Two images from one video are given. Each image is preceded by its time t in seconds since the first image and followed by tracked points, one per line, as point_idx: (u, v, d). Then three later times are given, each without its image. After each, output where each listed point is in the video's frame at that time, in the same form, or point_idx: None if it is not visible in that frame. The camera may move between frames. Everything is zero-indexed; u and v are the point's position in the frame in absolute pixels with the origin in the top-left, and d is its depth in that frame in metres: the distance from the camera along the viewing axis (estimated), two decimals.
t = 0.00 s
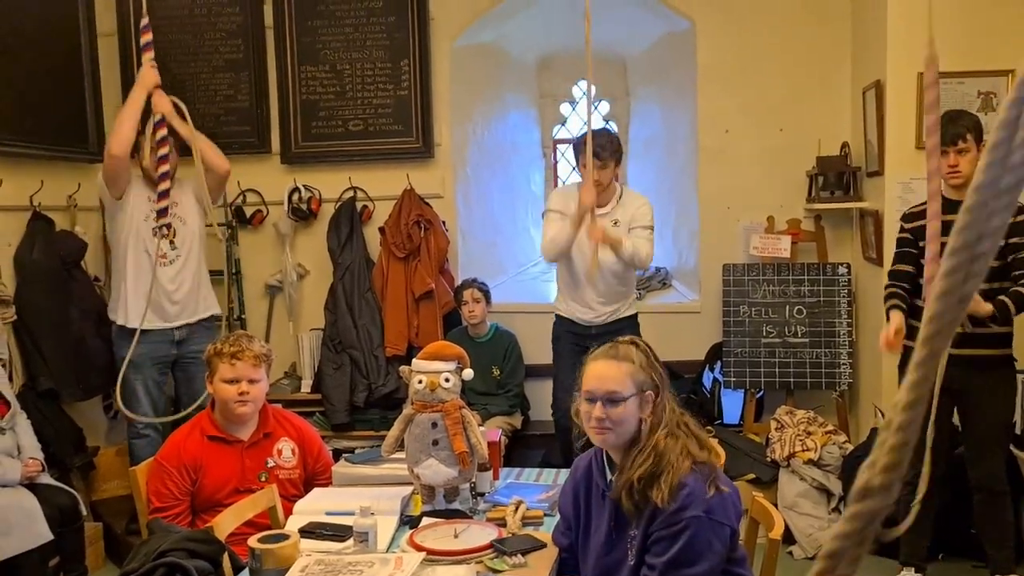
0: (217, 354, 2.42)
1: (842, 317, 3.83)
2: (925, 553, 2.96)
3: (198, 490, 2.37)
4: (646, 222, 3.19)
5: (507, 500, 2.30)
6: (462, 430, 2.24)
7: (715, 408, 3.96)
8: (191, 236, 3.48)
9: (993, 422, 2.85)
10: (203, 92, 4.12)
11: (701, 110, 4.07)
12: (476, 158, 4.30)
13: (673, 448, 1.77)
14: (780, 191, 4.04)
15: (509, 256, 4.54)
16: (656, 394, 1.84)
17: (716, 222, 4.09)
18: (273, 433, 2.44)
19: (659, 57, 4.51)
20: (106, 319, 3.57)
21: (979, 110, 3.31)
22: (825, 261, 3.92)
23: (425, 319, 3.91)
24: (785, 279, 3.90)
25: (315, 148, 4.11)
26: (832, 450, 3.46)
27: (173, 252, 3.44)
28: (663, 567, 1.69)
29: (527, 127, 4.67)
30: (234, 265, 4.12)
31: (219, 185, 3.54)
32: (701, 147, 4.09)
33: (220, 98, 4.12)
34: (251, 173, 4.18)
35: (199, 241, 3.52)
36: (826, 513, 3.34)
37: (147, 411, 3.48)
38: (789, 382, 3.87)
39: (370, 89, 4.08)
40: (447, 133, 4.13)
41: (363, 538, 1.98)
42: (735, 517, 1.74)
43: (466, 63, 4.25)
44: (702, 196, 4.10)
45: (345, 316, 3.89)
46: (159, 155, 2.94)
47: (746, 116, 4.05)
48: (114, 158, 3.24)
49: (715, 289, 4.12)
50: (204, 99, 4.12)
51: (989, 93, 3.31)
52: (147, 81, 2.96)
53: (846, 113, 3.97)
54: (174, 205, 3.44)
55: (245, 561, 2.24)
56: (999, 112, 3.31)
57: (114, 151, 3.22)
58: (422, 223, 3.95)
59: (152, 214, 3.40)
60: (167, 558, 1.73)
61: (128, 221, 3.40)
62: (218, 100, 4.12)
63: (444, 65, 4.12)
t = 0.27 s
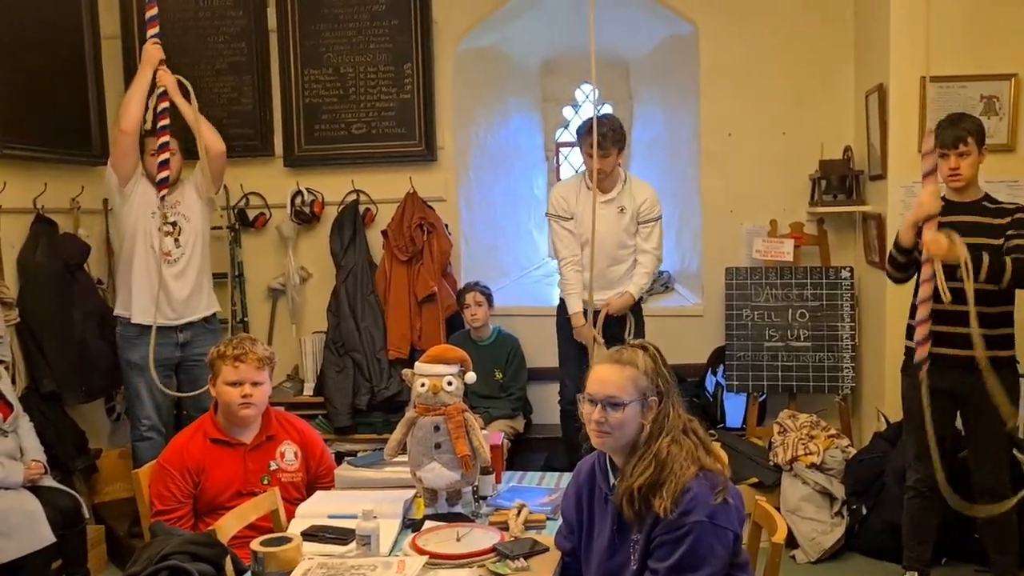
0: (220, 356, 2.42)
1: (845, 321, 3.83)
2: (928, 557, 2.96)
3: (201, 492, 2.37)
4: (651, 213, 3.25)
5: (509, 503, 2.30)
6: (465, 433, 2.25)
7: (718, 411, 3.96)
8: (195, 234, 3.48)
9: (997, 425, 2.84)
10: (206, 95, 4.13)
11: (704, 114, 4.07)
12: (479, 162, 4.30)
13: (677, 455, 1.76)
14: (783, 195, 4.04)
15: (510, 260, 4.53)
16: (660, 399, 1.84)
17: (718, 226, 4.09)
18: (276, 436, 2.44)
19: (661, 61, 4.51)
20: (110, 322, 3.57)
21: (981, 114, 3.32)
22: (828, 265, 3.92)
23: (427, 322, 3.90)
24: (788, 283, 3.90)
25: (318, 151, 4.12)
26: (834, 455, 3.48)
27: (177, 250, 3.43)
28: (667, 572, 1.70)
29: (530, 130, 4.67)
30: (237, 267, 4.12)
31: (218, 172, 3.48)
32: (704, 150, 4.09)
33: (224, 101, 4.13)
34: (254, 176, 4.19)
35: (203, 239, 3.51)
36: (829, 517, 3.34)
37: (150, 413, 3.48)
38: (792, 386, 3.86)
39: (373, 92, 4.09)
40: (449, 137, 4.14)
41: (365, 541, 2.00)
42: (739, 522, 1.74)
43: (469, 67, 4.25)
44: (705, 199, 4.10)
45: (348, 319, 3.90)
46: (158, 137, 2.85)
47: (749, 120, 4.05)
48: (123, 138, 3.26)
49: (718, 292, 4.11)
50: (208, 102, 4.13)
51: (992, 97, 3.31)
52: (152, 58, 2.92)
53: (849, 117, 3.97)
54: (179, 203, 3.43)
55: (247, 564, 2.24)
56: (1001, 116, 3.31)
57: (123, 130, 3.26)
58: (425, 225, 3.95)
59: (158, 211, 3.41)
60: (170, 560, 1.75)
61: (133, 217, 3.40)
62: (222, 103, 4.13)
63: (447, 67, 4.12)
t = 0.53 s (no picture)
0: (238, 360, 2.43)
1: (864, 325, 3.81)
2: (949, 563, 2.93)
3: (219, 495, 2.38)
4: (673, 204, 3.27)
5: (526, 507, 2.30)
6: (482, 437, 2.24)
7: (734, 415, 3.96)
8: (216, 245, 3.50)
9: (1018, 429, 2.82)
10: (224, 99, 4.15)
11: (721, 117, 4.06)
12: (495, 165, 4.30)
13: (697, 462, 1.76)
14: (801, 199, 4.02)
15: (527, 263, 4.48)
16: (679, 405, 1.83)
17: (736, 229, 4.08)
18: (293, 439, 2.45)
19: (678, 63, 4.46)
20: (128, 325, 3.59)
21: (1002, 116, 3.29)
22: (847, 268, 3.89)
23: (444, 326, 3.89)
24: (806, 287, 3.89)
25: (335, 155, 4.13)
26: (853, 460, 3.43)
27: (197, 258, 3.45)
28: None
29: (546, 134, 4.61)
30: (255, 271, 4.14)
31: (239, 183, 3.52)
32: (721, 154, 4.08)
33: (242, 105, 4.15)
34: (272, 180, 4.21)
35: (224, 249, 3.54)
36: (847, 523, 3.32)
37: (169, 415, 3.49)
38: (810, 390, 3.84)
39: (389, 97, 4.10)
40: (466, 141, 4.14)
41: (382, 545, 2.00)
42: (757, 529, 1.75)
43: (486, 71, 4.26)
44: (722, 203, 4.08)
45: (364, 322, 3.91)
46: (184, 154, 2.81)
47: (767, 123, 4.03)
48: (144, 154, 3.28)
49: (735, 296, 4.10)
50: (226, 106, 4.15)
51: (1013, 99, 3.29)
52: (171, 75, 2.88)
53: (867, 120, 3.95)
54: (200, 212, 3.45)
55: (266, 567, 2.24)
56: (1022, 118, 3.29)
57: (145, 147, 3.27)
58: (442, 229, 3.95)
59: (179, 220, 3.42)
60: (190, 562, 1.76)
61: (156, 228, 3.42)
62: (240, 107, 4.15)
63: (464, 72, 4.13)
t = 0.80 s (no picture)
0: (303, 361, 2.48)
1: (930, 328, 3.74)
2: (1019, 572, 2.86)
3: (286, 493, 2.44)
4: (730, 204, 3.25)
5: (586, 509, 2.32)
6: (542, 440, 2.27)
7: (796, 419, 3.99)
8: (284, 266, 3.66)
9: None
10: (288, 105, 4.24)
11: (781, 117, 4.02)
12: (553, 168, 4.32)
13: (758, 469, 1.75)
14: (864, 199, 3.96)
15: (589, 268, 4.48)
16: (740, 410, 1.82)
17: (797, 230, 4.03)
18: (356, 439, 2.51)
19: (737, 63, 4.41)
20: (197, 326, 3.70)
21: None
22: (912, 270, 3.82)
23: (504, 328, 3.92)
24: (870, 289, 3.82)
25: (395, 160, 4.19)
26: (919, 465, 3.34)
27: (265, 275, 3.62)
28: None
29: (606, 137, 4.56)
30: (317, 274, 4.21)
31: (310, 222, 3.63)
32: (781, 154, 4.04)
33: (306, 111, 4.23)
34: (334, 184, 4.28)
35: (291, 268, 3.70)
36: (913, 530, 3.26)
37: (236, 414, 3.57)
38: (874, 394, 3.79)
39: (449, 101, 4.14)
40: (524, 143, 4.17)
41: (444, 545, 2.03)
42: (820, 536, 1.74)
43: (545, 75, 4.28)
44: (783, 204, 4.04)
45: (424, 324, 3.97)
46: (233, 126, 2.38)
47: (829, 122, 3.98)
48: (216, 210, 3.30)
49: (796, 299, 4.05)
50: (290, 112, 4.23)
51: None
52: (248, 140, 2.62)
53: (933, 118, 3.88)
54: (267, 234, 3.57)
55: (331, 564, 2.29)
56: None
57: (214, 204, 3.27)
58: (501, 232, 3.98)
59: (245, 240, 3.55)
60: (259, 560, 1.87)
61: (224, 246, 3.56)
62: (304, 113, 4.23)
63: (523, 75, 4.16)
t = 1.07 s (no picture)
0: (399, 362, 2.53)
1: None
2: None
3: (382, 492, 2.47)
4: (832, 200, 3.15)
5: (682, 516, 2.30)
6: (637, 444, 2.25)
7: (898, 427, 3.82)
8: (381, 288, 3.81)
9: None
10: (382, 111, 4.32)
11: (882, 116, 3.91)
12: (646, 170, 4.28)
13: (861, 479, 1.70)
14: (972, 199, 3.81)
15: (679, 269, 4.45)
16: (843, 418, 1.77)
17: (899, 232, 3.91)
18: (450, 440, 2.54)
19: (834, 59, 4.28)
20: (296, 328, 3.80)
21: None
22: None
23: (595, 330, 3.93)
24: (978, 292, 3.65)
25: (487, 164, 4.22)
26: None
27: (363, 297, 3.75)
28: None
29: (698, 139, 4.53)
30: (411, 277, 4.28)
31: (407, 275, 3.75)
32: (882, 154, 3.92)
33: (399, 116, 4.30)
34: (427, 188, 4.34)
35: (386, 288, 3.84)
36: None
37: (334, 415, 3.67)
38: (982, 402, 3.64)
39: (541, 104, 4.15)
40: (616, 146, 4.16)
41: (538, 548, 2.02)
42: (929, 550, 1.68)
43: (637, 78, 4.25)
44: (884, 205, 3.92)
45: (516, 327, 3.98)
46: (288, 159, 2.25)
47: (933, 120, 3.84)
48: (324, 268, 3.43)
49: (898, 302, 3.92)
50: (385, 118, 4.31)
51: None
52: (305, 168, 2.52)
53: None
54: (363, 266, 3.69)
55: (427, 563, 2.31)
56: None
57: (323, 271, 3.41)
58: (592, 235, 3.98)
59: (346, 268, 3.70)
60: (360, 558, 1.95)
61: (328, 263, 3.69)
62: (397, 118, 4.31)
63: (615, 77, 4.14)
